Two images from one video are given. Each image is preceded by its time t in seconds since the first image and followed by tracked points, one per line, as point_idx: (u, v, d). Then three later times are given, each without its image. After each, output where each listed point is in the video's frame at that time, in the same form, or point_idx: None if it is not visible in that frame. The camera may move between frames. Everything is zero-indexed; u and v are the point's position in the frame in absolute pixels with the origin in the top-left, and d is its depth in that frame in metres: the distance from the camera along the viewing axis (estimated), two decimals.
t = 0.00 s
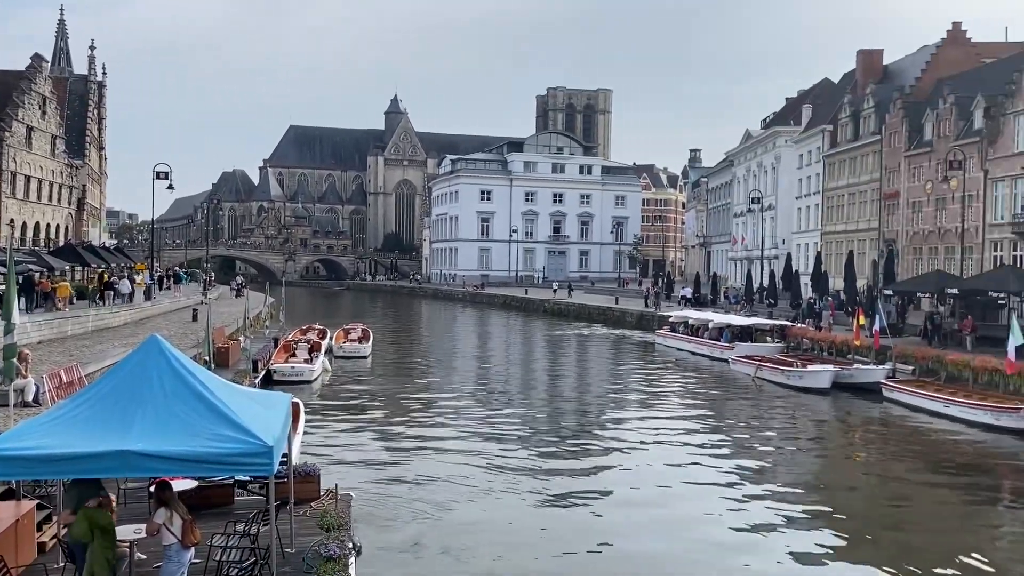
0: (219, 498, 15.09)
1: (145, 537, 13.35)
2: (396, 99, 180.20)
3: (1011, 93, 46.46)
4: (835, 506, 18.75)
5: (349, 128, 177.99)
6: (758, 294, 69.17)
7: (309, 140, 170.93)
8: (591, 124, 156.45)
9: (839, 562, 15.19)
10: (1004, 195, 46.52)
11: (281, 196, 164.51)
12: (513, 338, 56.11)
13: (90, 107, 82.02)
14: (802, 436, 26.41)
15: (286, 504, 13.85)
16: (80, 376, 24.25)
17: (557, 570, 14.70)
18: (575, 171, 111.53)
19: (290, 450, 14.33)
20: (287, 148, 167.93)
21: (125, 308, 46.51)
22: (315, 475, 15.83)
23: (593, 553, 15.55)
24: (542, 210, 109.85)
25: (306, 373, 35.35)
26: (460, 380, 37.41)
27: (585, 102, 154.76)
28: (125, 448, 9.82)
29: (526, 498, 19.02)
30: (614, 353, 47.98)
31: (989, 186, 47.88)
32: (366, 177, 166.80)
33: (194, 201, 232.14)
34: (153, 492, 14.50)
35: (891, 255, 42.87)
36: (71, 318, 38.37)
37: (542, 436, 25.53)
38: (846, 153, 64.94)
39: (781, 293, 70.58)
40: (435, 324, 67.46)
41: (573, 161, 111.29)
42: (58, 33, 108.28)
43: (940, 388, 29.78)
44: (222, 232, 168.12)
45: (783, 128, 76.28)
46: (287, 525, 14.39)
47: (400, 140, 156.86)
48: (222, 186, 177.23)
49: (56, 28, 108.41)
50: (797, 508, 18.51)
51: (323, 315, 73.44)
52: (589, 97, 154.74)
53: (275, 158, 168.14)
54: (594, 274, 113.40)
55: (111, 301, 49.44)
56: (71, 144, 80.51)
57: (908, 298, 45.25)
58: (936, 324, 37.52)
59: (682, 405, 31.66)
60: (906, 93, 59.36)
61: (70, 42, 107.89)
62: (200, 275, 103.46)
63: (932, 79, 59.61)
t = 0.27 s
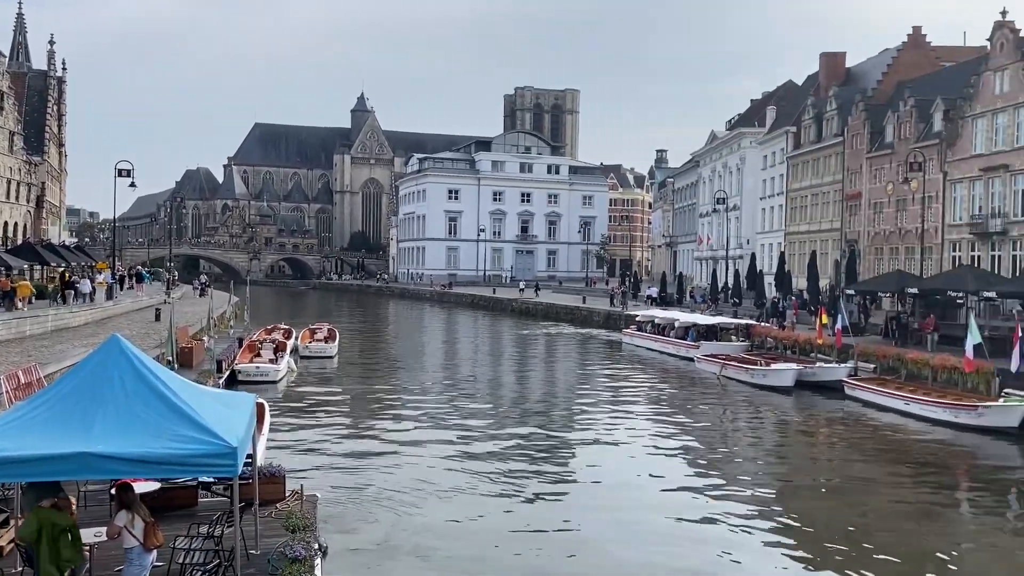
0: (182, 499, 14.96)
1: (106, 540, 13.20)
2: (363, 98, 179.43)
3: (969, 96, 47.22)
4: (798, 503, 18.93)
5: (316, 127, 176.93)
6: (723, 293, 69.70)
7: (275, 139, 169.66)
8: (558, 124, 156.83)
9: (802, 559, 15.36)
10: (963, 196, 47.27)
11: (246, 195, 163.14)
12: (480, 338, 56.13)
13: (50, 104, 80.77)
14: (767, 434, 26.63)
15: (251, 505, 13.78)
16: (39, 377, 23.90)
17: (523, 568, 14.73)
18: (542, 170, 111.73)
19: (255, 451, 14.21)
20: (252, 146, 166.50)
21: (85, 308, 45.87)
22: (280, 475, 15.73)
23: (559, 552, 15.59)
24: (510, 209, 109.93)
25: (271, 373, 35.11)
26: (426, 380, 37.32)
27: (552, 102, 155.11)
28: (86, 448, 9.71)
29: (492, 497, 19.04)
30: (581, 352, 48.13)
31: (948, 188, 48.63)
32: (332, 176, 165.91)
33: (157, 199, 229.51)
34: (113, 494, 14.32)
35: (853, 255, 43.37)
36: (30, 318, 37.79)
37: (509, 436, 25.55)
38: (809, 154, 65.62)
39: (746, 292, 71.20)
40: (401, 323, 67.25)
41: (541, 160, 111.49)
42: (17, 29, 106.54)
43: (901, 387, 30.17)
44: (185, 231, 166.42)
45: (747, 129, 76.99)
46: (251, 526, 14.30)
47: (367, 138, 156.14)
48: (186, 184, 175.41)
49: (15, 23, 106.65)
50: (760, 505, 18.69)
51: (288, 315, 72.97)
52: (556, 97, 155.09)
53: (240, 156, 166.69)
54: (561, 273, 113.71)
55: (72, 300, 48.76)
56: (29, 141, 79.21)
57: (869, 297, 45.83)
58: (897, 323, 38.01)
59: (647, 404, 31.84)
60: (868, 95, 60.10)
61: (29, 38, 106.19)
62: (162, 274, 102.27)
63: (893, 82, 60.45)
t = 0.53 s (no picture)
0: (145, 501, 14.80)
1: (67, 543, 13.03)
2: (329, 96, 178.45)
3: (929, 98, 47.96)
4: (762, 499, 19.13)
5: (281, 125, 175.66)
6: (689, 293, 70.16)
7: (240, 137, 168.21)
8: (526, 124, 156.99)
9: (766, 554, 15.52)
10: (922, 197, 48.01)
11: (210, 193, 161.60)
12: (447, 337, 56.08)
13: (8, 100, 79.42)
14: (730, 431, 26.87)
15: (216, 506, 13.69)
16: None
17: (490, 568, 14.75)
18: (510, 170, 111.81)
19: (219, 452, 14.09)
20: (217, 143, 164.99)
21: (45, 307, 45.19)
22: (245, 476, 15.61)
23: (526, 551, 15.62)
24: (478, 208, 109.87)
25: (236, 373, 34.83)
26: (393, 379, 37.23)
27: (520, 101, 155.23)
28: (46, 451, 9.60)
29: (459, 496, 19.04)
30: (548, 352, 48.24)
31: (908, 189, 49.38)
32: (298, 174, 164.81)
33: (119, 197, 226.68)
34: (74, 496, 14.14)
35: (816, 255, 43.88)
36: None
37: (476, 435, 25.57)
38: (773, 155, 66.28)
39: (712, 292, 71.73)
40: (367, 322, 66.95)
41: (508, 160, 111.57)
42: None
43: (862, 385, 30.55)
44: (148, 229, 164.53)
45: (713, 130, 77.59)
46: (216, 528, 14.19)
47: (333, 137, 155.25)
48: (149, 182, 173.39)
49: None
50: (725, 502, 18.85)
51: (253, 314, 72.36)
52: (524, 97, 155.21)
53: (204, 154, 165.07)
54: (529, 272, 113.91)
55: (32, 300, 48.00)
56: None
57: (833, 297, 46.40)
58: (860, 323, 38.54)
59: (614, 402, 31.98)
60: (830, 97, 60.80)
61: None
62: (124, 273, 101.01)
63: (855, 84, 61.23)
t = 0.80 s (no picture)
0: (106, 505, 14.63)
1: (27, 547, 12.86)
2: (296, 94, 177.26)
3: (891, 101, 48.60)
4: (727, 497, 19.29)
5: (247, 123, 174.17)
6: (656, 293, 70.49)
7: (205, 135, 166.57)
8: (494, 123, 156.92)
9: (732, 551, 15.66)
10: (885, 198, 48.66)
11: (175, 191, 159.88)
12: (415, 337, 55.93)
13: None
14: (696, 429, 27.06)
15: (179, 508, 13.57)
16: None
17: (458, 568, 14.75)
18: (478, 169, 111.73)
19: (183, 453, 13.95)
20: (181, 141, 163.26)
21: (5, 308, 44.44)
22: (210, 478, 15.47)
23: (494, 551, 15.63)
24: (446, 208, 109.69)
25: (201, 374, 34.52)
26: (360, 380, 37.08)
27: (489, 101, 155.13)
28: (6, 455, 9.45)
29: (426, 496, 19.02)
30: (517, 351, 48.29)
31: (871, 190, 50.01)
32: (264, 173, 163.50)
33: (81, 195, 223.55)
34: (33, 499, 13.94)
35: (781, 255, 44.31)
36: None
37: (443, 435, 25.54)
38: (739, 156, 66.81)
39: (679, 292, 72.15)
40: (334, 322, 66.58)
41: (477, 159, 111.47)
42: None
43: (825, 383, 30.90)
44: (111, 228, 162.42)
45: (680, 132, 78.06)
46: (180, 531, 14.05)
47: (300, 135, 154.16)
48: (111, 181, 171.18)
49: None
50: (691, 500, 18.98)
51: (218, 314, 71.66)
52: (492, 96, 155.12)
53: (169, 152, 163.28)
54: (498, 272, 113.94)
55: None
56: None
57: (797, 296, 46.88)
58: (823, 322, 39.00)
59: (581, 401, 32.09)
60: (795, 99, 61.41)
61: None
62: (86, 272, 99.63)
63: (820, 86, 61.90)
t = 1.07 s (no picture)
0: (69, 508, 14.45)
1: None
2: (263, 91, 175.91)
3: (855, 103, 49.15)
4: (693, 495, 19.42)
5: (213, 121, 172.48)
6: (625, 293, 70.76)
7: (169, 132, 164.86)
8: (464, 123, 156.70)
9: (698, 549, 15.78)
10: (849, 199, 49.21)
11: (139, 190, 158.03)
12: (384, 337, 55.73)
13: None
14: (663, 428, 27.23)
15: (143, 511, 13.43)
16: None
17: (424, 569, 14.72)
18: (447, 168, 111.52)
19: (147, 456, 13.80)
20: (146, 139, 161.44)
21: None
22: (175, 481, 15.35)
23: (462, 552, 15.61)
24: (415, 207, 109.40)
25: (166, 375, 34.19)
26: (328, 380, 36.88)
27: (458, 100, 154.90)
28: None
29: (394, 497, 18.98)
30: (487, 351, 48.29)
31: (836, 191, 50.55)
32: (230, 171, 162.09)
33: (43, 194, 220.18)
34: None
35: (747, 255, 44.68)
36: None
37: (411, 436, 25.48)
38: (706, 158, 67.28)
39: (647, 291, 72.49)
40: (302, 323, 66.21)
41: (446, 159, 111.24)
42: None
43: (791, 382, 31.20)
44: (74, 227, 160.25)
45: (649, 132, 78.44)
46: (144, 534, 13.91)
47: (267, 134, 152.88)
48: (74, 179, 168.80)
49: None
50: (657, 498, 19.11)
51: (184, 314, 70.95)
52: (462, 96, 154.92)
53: (133, 150, 161.26)
54: (467, 272, 113.78)
55: None
56: None
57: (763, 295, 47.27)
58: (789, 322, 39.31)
59: (549, 401, 32.15)
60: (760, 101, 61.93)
61: None
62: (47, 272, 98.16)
63: (786, 88, 62.46)
